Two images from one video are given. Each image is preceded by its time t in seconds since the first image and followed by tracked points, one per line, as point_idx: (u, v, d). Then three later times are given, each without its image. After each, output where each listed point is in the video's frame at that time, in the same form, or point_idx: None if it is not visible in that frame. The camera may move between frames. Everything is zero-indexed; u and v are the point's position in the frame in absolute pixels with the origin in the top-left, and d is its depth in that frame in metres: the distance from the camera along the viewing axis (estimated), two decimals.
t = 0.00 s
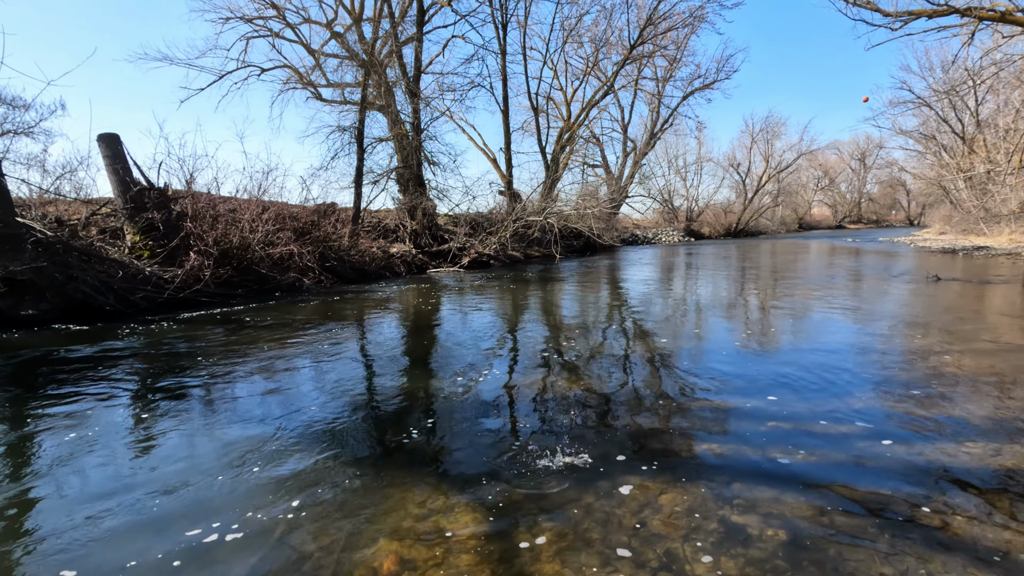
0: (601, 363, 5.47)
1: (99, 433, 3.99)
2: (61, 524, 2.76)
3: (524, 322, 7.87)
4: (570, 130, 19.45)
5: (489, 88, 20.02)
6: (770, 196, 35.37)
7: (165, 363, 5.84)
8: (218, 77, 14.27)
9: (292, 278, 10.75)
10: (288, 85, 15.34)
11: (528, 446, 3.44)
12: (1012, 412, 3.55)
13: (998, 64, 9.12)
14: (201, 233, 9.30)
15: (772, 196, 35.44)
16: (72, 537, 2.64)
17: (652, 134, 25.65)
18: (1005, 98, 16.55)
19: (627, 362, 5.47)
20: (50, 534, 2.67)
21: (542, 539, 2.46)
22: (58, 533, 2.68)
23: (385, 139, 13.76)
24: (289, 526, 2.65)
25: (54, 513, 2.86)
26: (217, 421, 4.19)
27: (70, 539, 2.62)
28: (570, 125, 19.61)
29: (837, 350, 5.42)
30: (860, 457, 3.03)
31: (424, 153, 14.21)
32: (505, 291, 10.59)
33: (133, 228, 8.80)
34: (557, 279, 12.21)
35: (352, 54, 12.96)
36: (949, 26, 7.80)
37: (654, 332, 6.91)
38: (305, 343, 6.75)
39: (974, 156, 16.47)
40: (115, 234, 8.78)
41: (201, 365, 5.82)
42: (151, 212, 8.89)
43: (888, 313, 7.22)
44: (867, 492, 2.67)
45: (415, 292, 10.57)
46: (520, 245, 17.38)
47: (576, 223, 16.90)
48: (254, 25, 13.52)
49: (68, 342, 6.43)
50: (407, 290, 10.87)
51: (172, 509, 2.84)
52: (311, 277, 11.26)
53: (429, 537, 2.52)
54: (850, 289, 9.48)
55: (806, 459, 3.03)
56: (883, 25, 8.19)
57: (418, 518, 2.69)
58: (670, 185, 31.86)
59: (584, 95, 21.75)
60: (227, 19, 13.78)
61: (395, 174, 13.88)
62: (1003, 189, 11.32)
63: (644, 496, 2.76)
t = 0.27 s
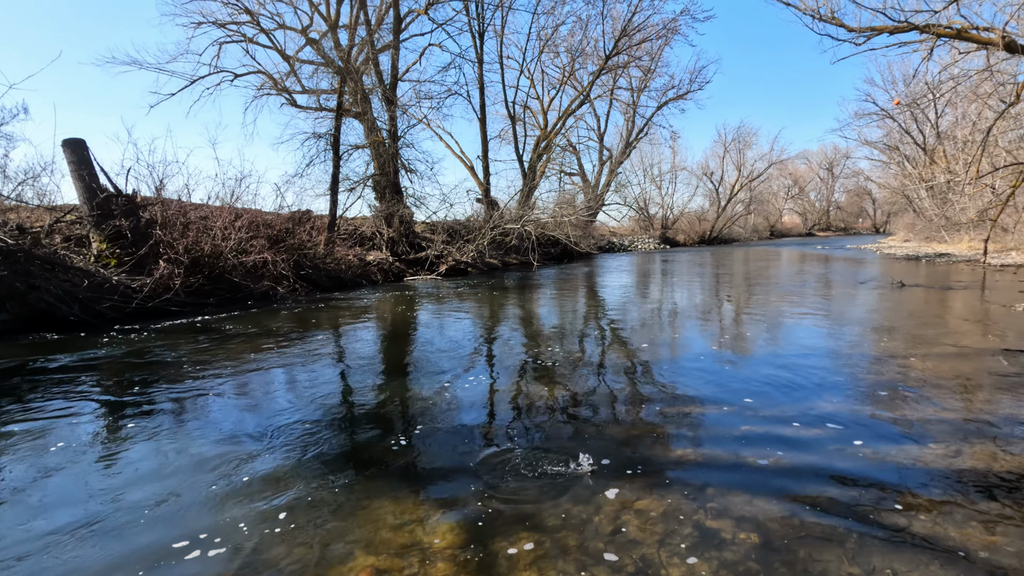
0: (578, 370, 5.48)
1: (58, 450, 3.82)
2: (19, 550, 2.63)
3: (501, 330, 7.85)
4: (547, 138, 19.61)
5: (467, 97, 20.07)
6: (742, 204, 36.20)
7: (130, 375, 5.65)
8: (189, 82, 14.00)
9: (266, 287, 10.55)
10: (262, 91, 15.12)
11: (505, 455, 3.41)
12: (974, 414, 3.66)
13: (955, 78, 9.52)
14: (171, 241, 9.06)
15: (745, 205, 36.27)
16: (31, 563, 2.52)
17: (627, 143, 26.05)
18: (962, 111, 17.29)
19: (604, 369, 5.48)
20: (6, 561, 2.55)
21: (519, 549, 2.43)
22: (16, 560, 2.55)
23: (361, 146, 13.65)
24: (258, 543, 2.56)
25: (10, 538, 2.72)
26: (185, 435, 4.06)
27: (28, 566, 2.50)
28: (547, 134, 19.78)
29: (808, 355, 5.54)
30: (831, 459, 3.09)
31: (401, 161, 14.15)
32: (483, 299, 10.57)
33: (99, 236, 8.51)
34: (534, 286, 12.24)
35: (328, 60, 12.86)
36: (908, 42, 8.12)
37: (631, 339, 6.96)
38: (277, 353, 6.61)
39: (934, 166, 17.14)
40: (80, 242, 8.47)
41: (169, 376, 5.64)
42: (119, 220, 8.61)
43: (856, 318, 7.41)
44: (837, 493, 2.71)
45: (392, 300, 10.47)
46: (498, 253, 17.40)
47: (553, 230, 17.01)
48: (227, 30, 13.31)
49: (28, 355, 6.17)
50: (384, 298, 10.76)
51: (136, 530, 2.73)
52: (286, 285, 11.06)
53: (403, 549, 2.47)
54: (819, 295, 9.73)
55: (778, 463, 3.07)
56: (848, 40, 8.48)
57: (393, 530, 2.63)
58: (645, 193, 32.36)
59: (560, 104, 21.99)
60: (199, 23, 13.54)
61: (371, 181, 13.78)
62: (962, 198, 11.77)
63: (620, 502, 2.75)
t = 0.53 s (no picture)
0: (555, 377, 5.47)
1: (14, 465, 3.65)
2: None
3: (478, 337, 7.82)
4: (524, 146, 19.72)
5: (444, 104, 20.08)
6: (715, 212, 36.95)
7: (93, 386, 5.44)
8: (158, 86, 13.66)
9: (238, 295, 10.32)
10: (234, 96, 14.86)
11: (483, 462, 3.37)
12: (937, 416, 3.77)
13: (914, 92, 9.91)
14: (139, 248, 8.79)
15: (718, 212, 37.03)
16: None
17: (603, 151, 26.38)
18: (923, 123, 18.00)
19: (582, 375, 5.49)
20: None
21: (494, 558, 2.39)
22: None
23: (337, 152, 13.51)
24: (224, 559, 2.47)
25: None
26: (150, 448, 3.92)
27: None
28: (524, 142, 19.90)
29: (779, 360, 5.64)
30: (801, 462, 3.13)
31: (377, 167, 14.04)
32: (460, 306, 10.52)
33: (63, 243, 8.18)
34: (512, 294, 12.23)
35: (302, 66, 12.72)
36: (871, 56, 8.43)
37: (608, 345, 7.00)
38: (249, 362, 6.45)
39: (897, 176, 17.77)
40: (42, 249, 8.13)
41: (135, 387, 5.45)
42: (84, 226, 8.30)
43: (825, 324, 7.59)
44: (807, 496, 2.74)
45: (367, 308, 10.33)
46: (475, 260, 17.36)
47: (530, 237, 17.08)
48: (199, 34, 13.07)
49: None
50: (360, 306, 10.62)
51: (97, 548, 2.61)
52: (259, 293, 10.83)
53: (375, 561, 2.41)
54: (789, 301, 9.96)
55: (751, 467, 3.10)
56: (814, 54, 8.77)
57: (367, 542, 2.56)
58: (621, 201, 32.77)
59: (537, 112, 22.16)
60: (169, 26, 13.26)
61: (347, 188, 13.63)
62: (923, 206, 12.21)
63: (597, 509, 2.73)
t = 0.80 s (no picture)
0: (529, 380, 5.46)
1: None
2: None
3: (453, 341, 7.76)
4: (499, 150, 19.75)
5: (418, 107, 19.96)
6: (687, 216, 37.65)
7: (49, 395, 5.21)
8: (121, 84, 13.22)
9: (205, 300, 10.03)
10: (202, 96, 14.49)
11: (455, 466, 3.34)
12: (897, 414, 3.89)
13: (875, 100, 10.28)
14: (101, 252, 8.46)
15: (690, 216, 37.72)
16: None
17: (578, 156, 26.61)
18: (884, 131, 18.66)
19: (555, 378, 5.50)
20: None
21: (463, 563, 2.36)
22: None
23: (309, 154, 13.28)
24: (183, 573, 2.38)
25: None
26: (109, 459, 3.76)
27: None
28: (499, 145, 19.93)
29: (749, 361, 5.75)
30: (769, 461, 3.19)
31: (350, 170, 13.85)
32: (434, 310, 10.43)
33: (18, 246, 7.81)
34: (487, 297, 12.19)
35: (272, 66, 12.47)
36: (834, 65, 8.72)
37: (583, 348, 7.03)
38: (216, 368, 6.27)
39: (860, 182, 18.39)
40: None
41: (95, 396, 5.24)
42: (41, 229, 7.94)
43: (793, 326, 7.78)
44: (772, 494, 2.79)
45: (340, 312, 10.16)
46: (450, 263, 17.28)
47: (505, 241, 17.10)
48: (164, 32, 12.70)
49: None
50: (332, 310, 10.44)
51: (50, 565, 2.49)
52: (227, 298, 10.56)
53: (342, 570, 2.35)
54: (758, 304, 10.19)
55: (720, 467, 3.14)
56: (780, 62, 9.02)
57: (334, 551, 2.50)
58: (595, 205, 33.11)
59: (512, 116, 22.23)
60: (132, 24, 12.85)
61: (319, 190, 13.41)
62: (886, 211, 12.64)
63: (567, 511, 2.72)
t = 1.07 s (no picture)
0: (502, 381, 5.45)
1: None
2: None
3: (424, 342, 7.69)
4: (472, 149, 19.69)
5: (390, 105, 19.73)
6: (659, 217, 38.27)
7: None
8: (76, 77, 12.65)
9: (168, 301, 9.70)
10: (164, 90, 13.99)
11: (424, 468, 3.30)
12: (856, 409, 4.01)
13: (838, 105, 10.62)
14: (55, 251, 8.09)
15: (661, 217, 38.35)
16: None
17: (551, 156, 26.75)
18: (846, 135, 19.31)
19: (527, 378, 5.50)
20: None
21: (429, 568, 2.32)
22: None
23: (276, 152, 12.97)
24: None
25: None
26: (61, 467, 3.59)
27: None
28: (472, 145, 19.87)
29: (718, 359, 5.86)
30: (734, 459, 3.24)
31: (320, 168, 13.59)
32: (406, 310, 10.32)
33: None
34: (461, 297, 12.13)
35: (238, 61, 12.14)
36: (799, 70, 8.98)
37: (556, 348, 7.05)
38: (178, 372, 6.06)
39: (824, 183, 18.98)
40: None
41: (49, 401, 5.01)
42: None
43: (760, 324, 7.97)
44: (738, 491, 2.84)
45: (310, 314, 9.95)
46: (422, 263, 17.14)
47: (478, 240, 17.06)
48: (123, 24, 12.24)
49: None
50: (302, 311, 10.22)
51: None
52: (191, 299, 10.23)
53: None
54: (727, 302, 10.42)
55: (686, 464, 3.19)
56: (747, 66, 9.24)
57: (297, 558, 2.43)
58: (568, 205, 33.34)
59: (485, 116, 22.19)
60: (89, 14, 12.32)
61: (288, 188, 13.12)
62: (849, 211, 13.07)
63: (537, 512, 2.72)
